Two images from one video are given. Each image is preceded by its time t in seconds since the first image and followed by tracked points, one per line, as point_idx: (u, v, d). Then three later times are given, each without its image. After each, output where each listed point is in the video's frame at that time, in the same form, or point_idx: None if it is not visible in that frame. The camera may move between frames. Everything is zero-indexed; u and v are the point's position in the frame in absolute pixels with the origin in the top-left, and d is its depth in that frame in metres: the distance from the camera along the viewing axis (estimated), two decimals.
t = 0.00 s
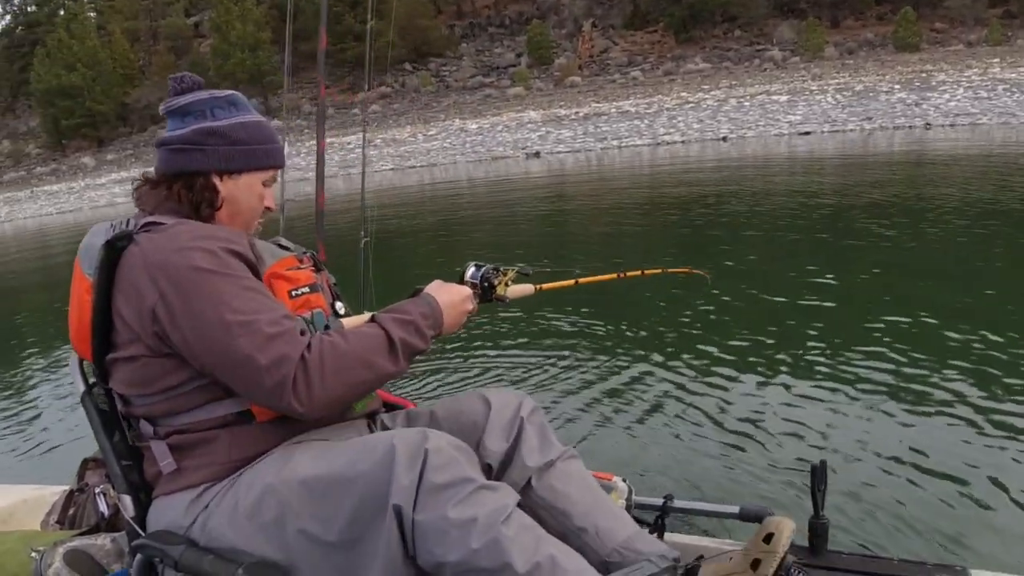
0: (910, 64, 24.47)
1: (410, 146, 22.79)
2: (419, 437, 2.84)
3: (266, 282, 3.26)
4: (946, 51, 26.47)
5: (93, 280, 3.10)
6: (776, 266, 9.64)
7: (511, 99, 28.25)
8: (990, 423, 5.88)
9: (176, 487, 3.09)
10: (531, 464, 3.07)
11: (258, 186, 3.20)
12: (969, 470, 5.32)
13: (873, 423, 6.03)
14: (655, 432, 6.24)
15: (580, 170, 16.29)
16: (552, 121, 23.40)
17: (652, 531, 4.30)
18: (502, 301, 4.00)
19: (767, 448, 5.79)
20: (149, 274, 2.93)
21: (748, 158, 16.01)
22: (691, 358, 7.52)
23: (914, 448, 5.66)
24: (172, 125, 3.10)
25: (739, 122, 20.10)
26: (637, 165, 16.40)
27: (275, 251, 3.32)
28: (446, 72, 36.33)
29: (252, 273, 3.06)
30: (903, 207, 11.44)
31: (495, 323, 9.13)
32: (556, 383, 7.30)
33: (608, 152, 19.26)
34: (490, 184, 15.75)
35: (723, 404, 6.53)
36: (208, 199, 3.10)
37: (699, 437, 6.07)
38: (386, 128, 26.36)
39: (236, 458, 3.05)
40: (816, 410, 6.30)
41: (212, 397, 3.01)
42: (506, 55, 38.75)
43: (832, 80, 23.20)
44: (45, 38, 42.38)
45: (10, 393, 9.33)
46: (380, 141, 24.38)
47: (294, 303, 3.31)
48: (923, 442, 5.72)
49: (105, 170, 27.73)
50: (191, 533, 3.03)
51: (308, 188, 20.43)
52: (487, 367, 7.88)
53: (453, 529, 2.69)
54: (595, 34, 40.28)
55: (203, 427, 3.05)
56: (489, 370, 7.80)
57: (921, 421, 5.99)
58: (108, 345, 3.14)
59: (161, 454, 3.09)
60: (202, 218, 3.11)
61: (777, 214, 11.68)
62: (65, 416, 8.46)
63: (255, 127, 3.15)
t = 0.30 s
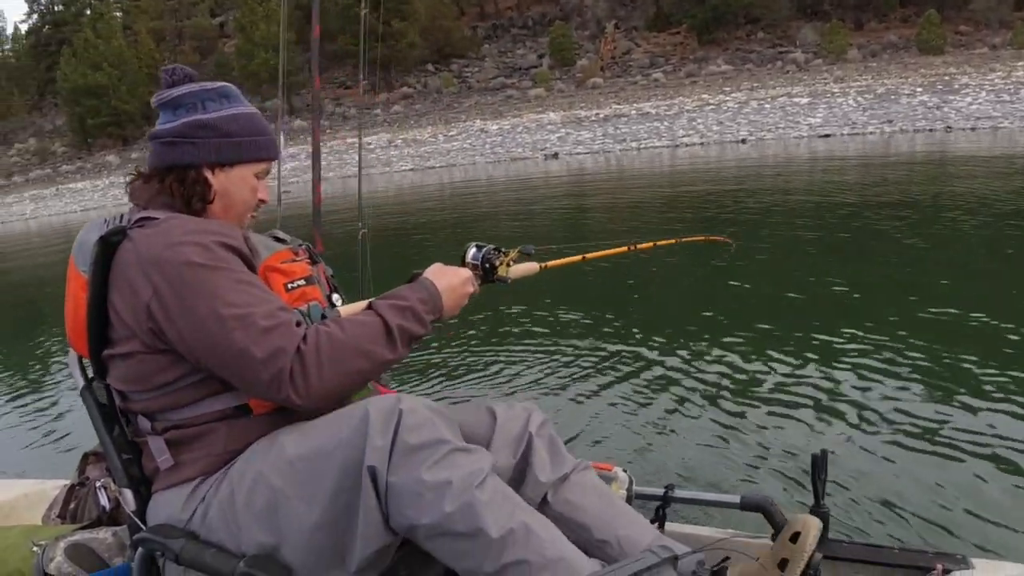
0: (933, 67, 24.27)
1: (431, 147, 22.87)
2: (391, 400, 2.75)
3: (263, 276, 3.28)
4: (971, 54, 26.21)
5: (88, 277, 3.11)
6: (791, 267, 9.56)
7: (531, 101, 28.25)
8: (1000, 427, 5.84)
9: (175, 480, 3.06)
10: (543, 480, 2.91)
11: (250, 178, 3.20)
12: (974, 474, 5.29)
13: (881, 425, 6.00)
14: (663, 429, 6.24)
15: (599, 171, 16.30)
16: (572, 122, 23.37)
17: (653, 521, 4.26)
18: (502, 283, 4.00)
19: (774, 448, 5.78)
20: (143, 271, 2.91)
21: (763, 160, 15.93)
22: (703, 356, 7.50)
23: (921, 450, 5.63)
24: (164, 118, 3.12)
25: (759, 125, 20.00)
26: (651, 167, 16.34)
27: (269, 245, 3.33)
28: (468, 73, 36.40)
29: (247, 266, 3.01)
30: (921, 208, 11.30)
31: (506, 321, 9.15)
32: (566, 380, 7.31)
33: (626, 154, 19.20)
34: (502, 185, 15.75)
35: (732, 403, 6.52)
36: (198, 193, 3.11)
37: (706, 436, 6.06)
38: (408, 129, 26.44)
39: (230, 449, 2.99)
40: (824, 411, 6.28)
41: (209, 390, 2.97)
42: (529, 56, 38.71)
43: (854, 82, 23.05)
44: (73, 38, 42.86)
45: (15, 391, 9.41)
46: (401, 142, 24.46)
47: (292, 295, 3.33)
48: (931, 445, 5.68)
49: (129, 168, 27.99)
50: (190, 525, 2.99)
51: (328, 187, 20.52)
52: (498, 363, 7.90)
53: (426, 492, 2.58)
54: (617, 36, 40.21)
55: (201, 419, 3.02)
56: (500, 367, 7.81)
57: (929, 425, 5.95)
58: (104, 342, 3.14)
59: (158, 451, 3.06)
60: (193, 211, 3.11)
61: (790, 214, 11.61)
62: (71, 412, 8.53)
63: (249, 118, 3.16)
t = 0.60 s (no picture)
0: (955, 74, 24.07)
1: (448, 151, 22.96)
2: (426, 422, 2.77)
3: (267, 270, 3.30)
4: (993, 62, 25.97)
5: (92, 269, 3.03)
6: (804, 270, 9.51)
7: (550, 105, 28.26)
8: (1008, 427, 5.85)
9: (177, 476, 3.02)
10: (536, 448, 3.02)
11: (258, 172, 3.22)
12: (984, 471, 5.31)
13: (888, 425, 6.00)
14: (669, 426, 6.26)
15: (618, 176, 16.27)
16: (590, 127, 23.36)
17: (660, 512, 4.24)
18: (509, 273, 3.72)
19: (784, 447, 5.77)
20: (146, 263, 2.85)
21: (778, 166, 15.84)
22: (711, 356, 7.50)
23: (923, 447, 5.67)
24: (170, 110, 3.13)
25: (776, 131, 19.93)
26: (668, 171, 16.30)
27: (273, 238, 3.35)
28: (488, 77, 36.42)
29: (252, 259, 2.95)
30: (939, 213, 11.19)
31: (514, 317, 9.14)
32: (574, 377, 7.30)
33: (643, 159, 19.15)
34: (515, 189, 15.73)
35: (740, 403, 6.50)
36: (206, 186, 3.13)
37: (716, 435, 6.04)
38: (427, 132, 26.47)
39: (241, 443, 2.97)
40: (828, 408, 6.31)
41: (214, 383, 2.92)
42: (549, 60, 38.59)
43: (874, 89, 22.91)
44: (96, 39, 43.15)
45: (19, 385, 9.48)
46: (420, 146, 24.49)
47: (296, 289, 3.34)
48: (941, 444, 5.69)
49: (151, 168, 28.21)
50: (198, 515, 2.91)
51: (346, 190, 20.59)
52: (506, 359, 7.90)
53: (459, 512, 2.61)
54: (637, 41, 40.11)
55: (205, 415, 2.97)
56: (508, 362, 7.82)
57: (933, 422, 5.98)
58: (109, 334, 3.08)
59: (162, 443, 3.01)
60: (198, 205, 3.12)
61: (796, 219, 11.54)
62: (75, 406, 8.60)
63: (255, 109, 3.16)
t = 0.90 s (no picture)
0: (972, 84, 23.92)
1: (464, 157, 23.03)
2: (409, 406, 2.71)
3: (267, 272, 3.19)
4: (1011, 71, 25.82)
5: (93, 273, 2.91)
6: (818, 277, 9.44)
7: (566, 112, 28.27)
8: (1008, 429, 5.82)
9: (176, 481, 2.88)
10: (544, 465, 2.85)
11: (265, 171, 3.18)
12: (986, 470, 5.29)
13: (890, 428, 5.96)
14: (669, 428, 6.25)
15: (632, 182, 16.31)
16: (605, 134, 23.34)
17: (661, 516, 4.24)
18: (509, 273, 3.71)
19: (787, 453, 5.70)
20: (147, 263, 2.74)
21: (788, 174, 15.83)
22: (712, 363, 7.43)
23: (922, 447, 5.67)
24: (174, 116, 3.02)
25: (791, 139, 19.88)
26: (681, 179, 16.32)
27: (274, 240, 3.24)
28: (505, 83, 36.48)
29: (253, 261, 2.83)
30: (951, 222, 11.12)
31: (522, 321, 9.13)
32: (574, 383, 7.24)
33: (656, 166, 19.14)
34: (524, 196, 15.82)
35: (742, 411, 6.42)
36: (224, 192, 3.08)
37: (718, 441, 5.96)
38: (443, 138, 26.55)
39: (237, 447, 2.83)
40: (830, 411, 6.30)
41: (212, 386, 2.79)
42: (566, 67, 38.63)
43: (890, 98, 22.80)
44: (117, 42, 43.54)
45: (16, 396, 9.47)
46: (435, 151, 24.59)
47: (299, 289, 3.26)
48: (943, 445, 5.66)
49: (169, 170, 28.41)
50: (197, 519, 2.81)
51: (361, 194, 20.71)
52: (506, 365, 7.83)
53: (442, 494, 2.53)
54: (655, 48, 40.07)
55: (205, 419, 2.84)
56: (508, 369, 7.75)
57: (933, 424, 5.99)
58: (108, 337, 2.96)
59: (160, 447, 2.89)
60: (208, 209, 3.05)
61: (803, 228, 11.51)
62: (71, 420, 8.60)
63: (261, 112, 3.11)
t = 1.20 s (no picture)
0: (987, 91, 23.75)
1: (478, 161, 23.08)
2: (419, 426, 2.63)
3: (271, 278, 3.17)
4: None
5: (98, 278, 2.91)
6: (829, 284, 9.40)
7: (581, 117, 28.26)
8: (1012, 441, 5.81)
9: (178, 485, 2.87)
10: (541, 466, 2.83)
11: (269, 179, 3.17)
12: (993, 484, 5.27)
13: (896, 439, 5.93)
14: (677, 438, 6.22)
15: (644, 187, 16.31)
16: (618, 139, 23.32)
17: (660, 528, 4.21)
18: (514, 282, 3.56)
19: (792, 466, 5.67)
20: (150, 268, 2.74)
21: (797, 181, 15.79)
22: (716, 370, 7.41)
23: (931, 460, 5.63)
24: (180, 123, 3.00)
25: (804, 146, 19.82)
26: (690, 185, 16.30)
27: (279, 246, 3.22)
28: (521, 88, 36.53)
29: (256, 268, 2.83)
30: (961, 229, 11.06)
31: (532, 326, 9.14)
32: (578, 391, 7.21)
33: (669, 172, 19.12)
34: (532, 201, 15.83)
35: (746, 420, 6.39)
36: (233, 199, 3.08)
37: (722, 452, 5.94)
38: (458, 142, 26.60)
39: (240, 455, 2.83)
40: (837, 421, 6.26)
41: (214, 393, 2.78)
42: (582, 72, 38.58)
43: (905, 105, 22.67)
44: (137, 44, 43.83)
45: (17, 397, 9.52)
46: (450, 155, 24.66)
47: (302, 297, 3.24)
48: (950, 457, 5.64)
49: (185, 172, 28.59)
50: (199, 527, 2.80)
51: (374, 197, 20.80)
52: (509, 372, 7.81)
53: (453, 519, 2.46)
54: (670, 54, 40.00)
55: (208, 423, 2.82)
56: (511, 375, 7.72)
57: (942, 436, 5.94)
58: (111, 341, 2.94)
59: (163, 452, 2.86)
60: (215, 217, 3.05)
61: (811, 234, 11.47)
62: (74, 421, 8.63)
63: (264, 120, 3.11)
